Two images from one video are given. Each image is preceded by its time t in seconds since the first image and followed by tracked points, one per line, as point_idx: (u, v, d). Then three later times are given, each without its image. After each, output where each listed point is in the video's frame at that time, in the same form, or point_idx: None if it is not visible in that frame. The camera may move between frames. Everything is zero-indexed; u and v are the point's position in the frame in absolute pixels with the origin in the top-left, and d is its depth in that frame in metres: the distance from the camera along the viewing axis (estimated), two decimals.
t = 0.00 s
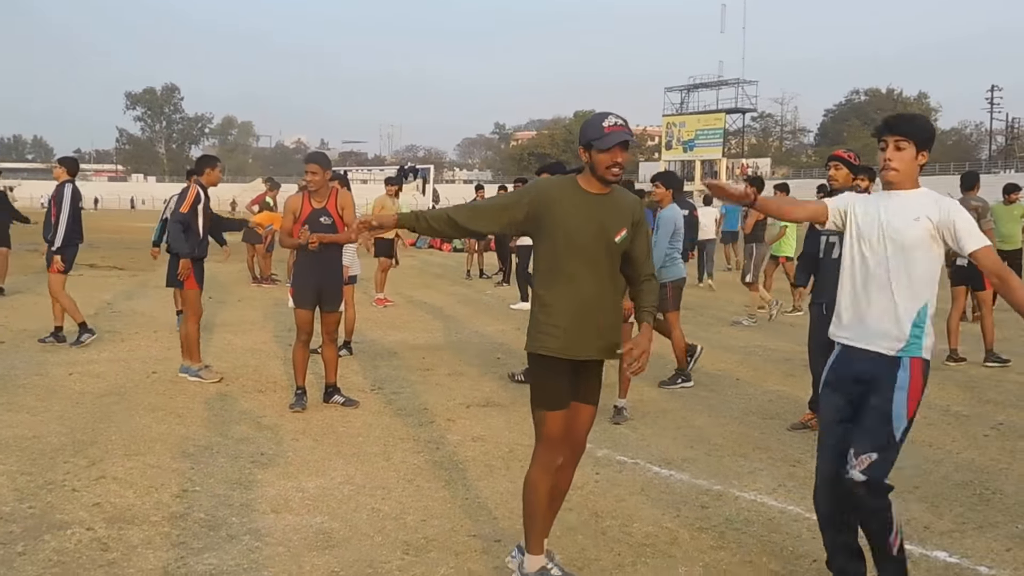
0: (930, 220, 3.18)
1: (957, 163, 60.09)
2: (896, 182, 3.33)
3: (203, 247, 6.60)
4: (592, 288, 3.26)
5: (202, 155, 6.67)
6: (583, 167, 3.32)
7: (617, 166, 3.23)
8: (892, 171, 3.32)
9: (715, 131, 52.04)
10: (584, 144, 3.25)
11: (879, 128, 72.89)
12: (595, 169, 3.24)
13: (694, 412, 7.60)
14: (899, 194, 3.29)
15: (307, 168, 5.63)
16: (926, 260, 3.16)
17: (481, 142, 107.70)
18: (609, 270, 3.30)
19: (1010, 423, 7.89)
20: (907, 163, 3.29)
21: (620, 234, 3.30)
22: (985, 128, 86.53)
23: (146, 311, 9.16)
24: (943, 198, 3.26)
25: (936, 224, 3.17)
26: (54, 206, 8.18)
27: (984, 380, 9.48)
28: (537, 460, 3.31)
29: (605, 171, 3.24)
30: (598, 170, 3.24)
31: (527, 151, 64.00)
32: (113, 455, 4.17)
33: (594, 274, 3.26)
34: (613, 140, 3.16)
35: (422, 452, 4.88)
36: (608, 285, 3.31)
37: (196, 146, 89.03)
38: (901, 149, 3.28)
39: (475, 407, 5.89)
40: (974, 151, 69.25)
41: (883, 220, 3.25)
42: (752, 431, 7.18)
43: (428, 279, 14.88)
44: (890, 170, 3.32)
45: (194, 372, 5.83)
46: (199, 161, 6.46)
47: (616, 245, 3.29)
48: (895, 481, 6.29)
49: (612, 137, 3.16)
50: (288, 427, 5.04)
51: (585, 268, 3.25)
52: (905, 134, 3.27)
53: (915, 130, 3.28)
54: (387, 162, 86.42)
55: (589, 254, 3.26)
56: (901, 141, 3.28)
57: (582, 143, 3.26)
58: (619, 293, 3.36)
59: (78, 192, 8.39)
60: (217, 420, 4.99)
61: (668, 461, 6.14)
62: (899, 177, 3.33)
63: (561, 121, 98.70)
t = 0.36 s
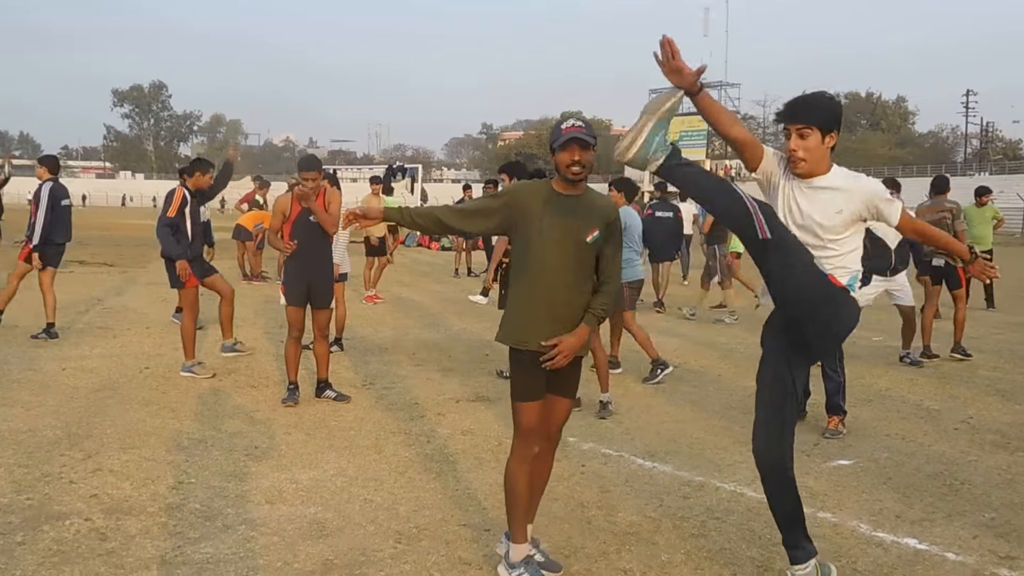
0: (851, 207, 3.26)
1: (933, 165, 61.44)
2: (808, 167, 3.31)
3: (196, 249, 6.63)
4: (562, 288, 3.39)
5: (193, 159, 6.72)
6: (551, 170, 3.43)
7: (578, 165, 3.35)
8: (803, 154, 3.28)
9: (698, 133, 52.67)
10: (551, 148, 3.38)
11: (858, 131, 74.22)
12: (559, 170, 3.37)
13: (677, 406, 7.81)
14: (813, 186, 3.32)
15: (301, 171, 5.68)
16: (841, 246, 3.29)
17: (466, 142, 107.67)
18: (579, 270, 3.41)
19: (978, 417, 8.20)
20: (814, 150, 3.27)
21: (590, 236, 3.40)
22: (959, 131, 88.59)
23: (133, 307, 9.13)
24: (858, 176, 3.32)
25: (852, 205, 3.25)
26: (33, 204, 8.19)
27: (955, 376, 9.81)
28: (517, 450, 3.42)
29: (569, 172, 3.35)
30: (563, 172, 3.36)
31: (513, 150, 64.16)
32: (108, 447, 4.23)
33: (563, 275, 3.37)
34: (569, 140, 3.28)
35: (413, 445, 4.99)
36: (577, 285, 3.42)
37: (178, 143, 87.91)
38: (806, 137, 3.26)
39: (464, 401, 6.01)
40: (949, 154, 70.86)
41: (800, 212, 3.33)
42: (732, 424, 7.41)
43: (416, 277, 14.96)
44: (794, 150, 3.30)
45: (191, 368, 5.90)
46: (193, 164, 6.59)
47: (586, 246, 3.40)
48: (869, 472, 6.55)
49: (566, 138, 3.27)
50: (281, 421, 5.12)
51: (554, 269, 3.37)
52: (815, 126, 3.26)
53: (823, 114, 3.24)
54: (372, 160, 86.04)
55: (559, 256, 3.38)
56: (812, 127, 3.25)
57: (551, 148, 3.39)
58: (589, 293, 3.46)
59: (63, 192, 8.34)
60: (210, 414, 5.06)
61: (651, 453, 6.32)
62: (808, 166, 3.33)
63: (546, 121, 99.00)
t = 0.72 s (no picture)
0: (771, 208, 3.21)
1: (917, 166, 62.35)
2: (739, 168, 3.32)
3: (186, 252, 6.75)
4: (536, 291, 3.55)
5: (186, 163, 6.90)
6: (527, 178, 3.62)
7: (550, 173, 3.53)
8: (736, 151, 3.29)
9: (687, 133, 53.15)
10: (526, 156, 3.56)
11: (844, 132, 75.13)
12: (532, 178, 3.56)
13: (660, 402, 8.03)
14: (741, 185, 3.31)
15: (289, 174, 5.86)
16: (758, 250, 3.20)
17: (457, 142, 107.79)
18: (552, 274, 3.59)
19: (953, 412, 8.46)
20: (746, 150, 3.29)
21: (561, 240, 3.59)
22: (945, 132, 89.69)
23: (124, 305, 9.22)
24: (783, 184, 3.32)
25: (770, 208, 3.21)
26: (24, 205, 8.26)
27: (931, 372, 10.11)
28: (496, 446, 3.54)
29: (543, 180, 3.54)
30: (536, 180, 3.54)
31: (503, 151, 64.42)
32: (105, 441, 4.37)
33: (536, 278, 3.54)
34: (540, 150, 3.47)
35: (402, 439, 5.16)
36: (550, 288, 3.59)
37: (166, 142, 87.40)
38: (739, 136, 3.28)
39: (451, 397, 6.18)
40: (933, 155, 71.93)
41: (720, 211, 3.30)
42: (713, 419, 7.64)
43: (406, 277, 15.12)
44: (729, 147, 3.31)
45: (184, 366, 6.01)
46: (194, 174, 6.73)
47: (558, 251, 3.58)
48: (845, 465, 6.78)
49: (538, 148, 3.46)
50: (272, 416, 5.26)
51: (527, 274, 3.53)
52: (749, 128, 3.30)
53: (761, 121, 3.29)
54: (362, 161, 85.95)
55: (532, 261, 3.54)
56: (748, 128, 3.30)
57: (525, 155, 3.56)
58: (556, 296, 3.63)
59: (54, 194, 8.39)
60: (203, 409, 5.20)
61: (633, 447, 6.52)
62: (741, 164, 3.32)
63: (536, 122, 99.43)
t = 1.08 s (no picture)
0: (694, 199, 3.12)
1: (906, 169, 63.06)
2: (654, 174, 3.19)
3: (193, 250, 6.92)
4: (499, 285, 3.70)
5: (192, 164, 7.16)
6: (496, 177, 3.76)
7: (517, 170, 3.67)
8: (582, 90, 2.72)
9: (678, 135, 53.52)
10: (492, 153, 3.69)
11: (835, 134, 75.89)
12: (501, 176, 3.70)
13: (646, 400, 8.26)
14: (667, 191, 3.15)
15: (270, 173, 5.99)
16: (683, 245, 3.12)
17: (449, 144, 108.07)
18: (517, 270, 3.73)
19: (934, 410, 8.68)
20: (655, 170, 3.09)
21: (529, 237, 3.73)
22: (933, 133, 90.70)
23: (119, 306, 9.35)
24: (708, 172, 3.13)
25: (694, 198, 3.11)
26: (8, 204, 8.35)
27: (913, 371, 10.34)
28: (467, 442, 3.74)
29: (510, 177, 3.67)
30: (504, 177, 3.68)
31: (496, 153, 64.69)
32: (102, 438, 4.52)
33: (502, 271, 3.70)
34: (507, 148, 3.60)
35: (393, 436, 5.31)
36: (514, 283, 3.73)
37: (158, 144, 87.06)
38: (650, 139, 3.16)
39: (442, 395, 6.33)
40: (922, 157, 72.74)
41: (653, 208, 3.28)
42: (698, 417, 7.85)
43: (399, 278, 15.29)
44: (570, 86, 2.74)
45: (180, 364, 6.17)
46: (189, 170, 7.01)
47: (524, 247, 3.72)
48: (825, 460, 6.98)
49: (504, 146, 3.58)
50: (265, 414, 5.41)
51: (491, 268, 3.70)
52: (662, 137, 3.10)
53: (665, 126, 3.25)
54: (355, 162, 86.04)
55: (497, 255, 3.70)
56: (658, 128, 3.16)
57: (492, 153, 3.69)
58: (524, 291, 3.76)
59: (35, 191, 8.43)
60: (198, 407, 5.33)
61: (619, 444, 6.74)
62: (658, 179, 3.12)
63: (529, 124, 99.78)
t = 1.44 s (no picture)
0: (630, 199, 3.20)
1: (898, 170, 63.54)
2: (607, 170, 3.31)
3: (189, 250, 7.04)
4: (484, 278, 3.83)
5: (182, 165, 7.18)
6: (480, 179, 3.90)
7: (500, 173, 3.79)
8: (494, 91, 2.93)
9: (671, 137, 53.75)
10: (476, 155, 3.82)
11: (828, 136, 76.41)
12: (485, 178, 3.83)
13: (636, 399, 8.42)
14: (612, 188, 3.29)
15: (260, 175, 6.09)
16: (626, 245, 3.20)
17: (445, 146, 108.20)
18: (502, 264, 3.86)
19: (918, 409, 8.86)
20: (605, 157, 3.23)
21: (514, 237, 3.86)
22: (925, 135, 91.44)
23: (115, 307, 9.45)
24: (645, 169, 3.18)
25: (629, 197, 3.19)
26: None
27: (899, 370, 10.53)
28: (453, 439, 3.87)
29: (492, 179, 3.80)
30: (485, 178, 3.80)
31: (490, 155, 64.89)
32: (100, 436, 4.64)
33: (488, 269, 3.83)
34: (489, 152, 3.71)
35: (385, 433, 5.43)
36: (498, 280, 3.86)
37: (151, 145, 86.83)
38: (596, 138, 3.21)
39: (434, 394, 6.46)
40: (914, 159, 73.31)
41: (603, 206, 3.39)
42: (686, 416, 8.00)
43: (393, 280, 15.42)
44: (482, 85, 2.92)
45: (175, 363, 6.30)
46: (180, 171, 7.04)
47: (509, 246, 3.85)
48: (810, 457, 7.14)
49: (487, 150, 3.69)
50: (260, 412, 5.52)
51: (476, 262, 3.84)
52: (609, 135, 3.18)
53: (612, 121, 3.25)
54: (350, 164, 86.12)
55: (483, 250, 3.84)
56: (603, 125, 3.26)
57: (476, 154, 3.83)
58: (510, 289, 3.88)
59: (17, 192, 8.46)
60: (193, 407, 5.44)
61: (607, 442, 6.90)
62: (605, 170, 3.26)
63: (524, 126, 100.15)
